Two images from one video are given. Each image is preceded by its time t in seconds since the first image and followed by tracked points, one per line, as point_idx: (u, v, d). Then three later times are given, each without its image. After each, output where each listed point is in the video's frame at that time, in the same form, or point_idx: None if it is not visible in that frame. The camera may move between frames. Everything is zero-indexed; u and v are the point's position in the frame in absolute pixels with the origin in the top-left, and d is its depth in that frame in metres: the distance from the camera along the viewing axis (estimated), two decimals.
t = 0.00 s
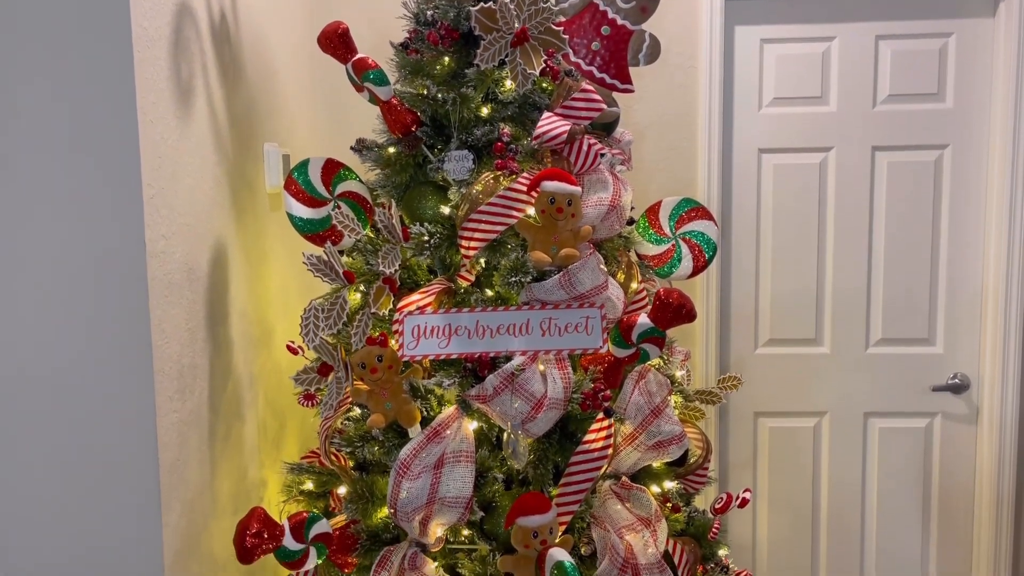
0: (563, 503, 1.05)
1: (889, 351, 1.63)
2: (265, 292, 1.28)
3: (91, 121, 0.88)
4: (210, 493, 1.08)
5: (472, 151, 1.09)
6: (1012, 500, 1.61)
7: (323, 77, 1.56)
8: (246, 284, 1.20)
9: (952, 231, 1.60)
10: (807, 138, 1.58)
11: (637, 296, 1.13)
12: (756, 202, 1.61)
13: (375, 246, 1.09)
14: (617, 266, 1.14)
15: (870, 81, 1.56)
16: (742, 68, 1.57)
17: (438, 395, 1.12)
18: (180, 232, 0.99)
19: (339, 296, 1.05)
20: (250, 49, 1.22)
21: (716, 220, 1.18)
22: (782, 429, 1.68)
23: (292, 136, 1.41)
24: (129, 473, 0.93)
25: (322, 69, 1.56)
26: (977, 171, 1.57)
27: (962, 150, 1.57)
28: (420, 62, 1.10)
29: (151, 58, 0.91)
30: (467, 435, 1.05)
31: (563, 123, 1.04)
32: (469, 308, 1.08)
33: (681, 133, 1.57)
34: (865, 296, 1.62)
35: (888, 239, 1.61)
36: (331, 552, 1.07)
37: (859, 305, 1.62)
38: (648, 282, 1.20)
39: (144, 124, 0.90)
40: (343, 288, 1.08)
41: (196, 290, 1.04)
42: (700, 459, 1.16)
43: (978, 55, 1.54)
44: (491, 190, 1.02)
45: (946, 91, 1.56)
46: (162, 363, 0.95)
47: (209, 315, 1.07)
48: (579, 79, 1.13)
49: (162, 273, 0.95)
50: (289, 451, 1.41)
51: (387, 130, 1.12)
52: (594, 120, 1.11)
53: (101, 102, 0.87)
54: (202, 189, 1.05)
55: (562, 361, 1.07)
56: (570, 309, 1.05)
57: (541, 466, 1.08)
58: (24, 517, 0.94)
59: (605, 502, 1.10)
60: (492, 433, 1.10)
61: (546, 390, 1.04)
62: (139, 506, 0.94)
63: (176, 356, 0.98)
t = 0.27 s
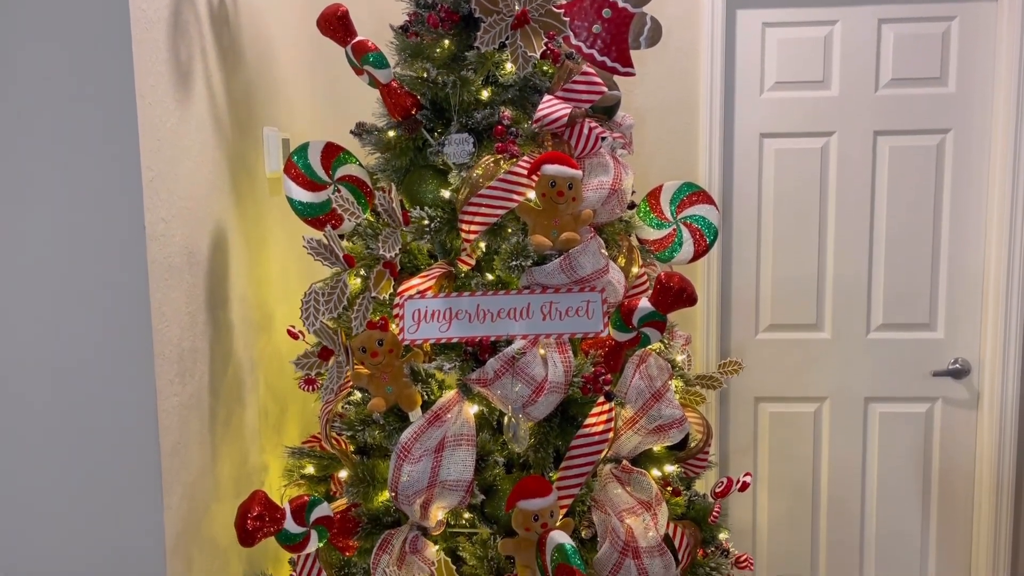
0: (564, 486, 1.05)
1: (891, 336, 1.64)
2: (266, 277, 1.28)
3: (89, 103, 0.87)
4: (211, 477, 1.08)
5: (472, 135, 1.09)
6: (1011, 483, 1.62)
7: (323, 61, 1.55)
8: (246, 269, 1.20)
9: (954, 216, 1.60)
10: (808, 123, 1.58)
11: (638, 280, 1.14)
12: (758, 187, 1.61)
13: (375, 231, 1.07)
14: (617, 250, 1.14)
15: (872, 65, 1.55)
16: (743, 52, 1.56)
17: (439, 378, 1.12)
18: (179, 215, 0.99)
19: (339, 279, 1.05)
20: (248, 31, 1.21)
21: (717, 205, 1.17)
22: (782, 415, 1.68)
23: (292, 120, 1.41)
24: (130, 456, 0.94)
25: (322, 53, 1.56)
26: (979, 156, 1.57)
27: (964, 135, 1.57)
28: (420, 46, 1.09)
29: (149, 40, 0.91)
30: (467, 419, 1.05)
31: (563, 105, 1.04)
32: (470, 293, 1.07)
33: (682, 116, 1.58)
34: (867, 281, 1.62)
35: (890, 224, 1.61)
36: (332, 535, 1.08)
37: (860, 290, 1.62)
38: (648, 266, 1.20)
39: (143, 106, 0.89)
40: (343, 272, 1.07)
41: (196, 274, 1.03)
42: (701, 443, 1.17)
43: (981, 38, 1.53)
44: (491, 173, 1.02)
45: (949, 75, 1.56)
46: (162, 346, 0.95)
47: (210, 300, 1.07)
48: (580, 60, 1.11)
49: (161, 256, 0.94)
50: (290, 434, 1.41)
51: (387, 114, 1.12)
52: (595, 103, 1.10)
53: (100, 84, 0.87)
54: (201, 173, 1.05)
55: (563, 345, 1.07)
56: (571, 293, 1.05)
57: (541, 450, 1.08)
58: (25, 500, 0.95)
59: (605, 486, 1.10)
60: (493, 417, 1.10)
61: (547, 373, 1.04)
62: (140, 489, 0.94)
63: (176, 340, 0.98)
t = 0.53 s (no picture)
0: (564, 470, 1.05)
1: (891, 322, 1.64)
2: (266, 262, 1.28)
3: (88, 86, 0.87)
4: (212, 462, 1.08)
5: (473, 119, 1.09)
6: (1011, 468, 1.62)
7: (323, 45, 1.55)
8: (246, 254, 1.20)
9: (956, 202, 1.59)
10: (810, 108, 1.58)
11: (639, 265, 1.13)
12: (759, 172, 1.60)
13: (375, 216, 1.06)
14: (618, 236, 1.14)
15: (874, 50, 1.55)
16: (745, 37, 1.56)
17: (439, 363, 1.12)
18: (179, 199, 0.99)
19: (339, 264, 1.05)
20: (248, 15, 1.21)
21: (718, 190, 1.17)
22: (782, 401, 1.69)
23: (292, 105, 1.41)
24: (131, 439, 0.94)
25: (322, 37, 1.55)
26: (981, 142, 1.57)
27: (966, 120, 1.56)
28: (420, 29, 1.09)
29: (147, 22, 0.90)
30: (468, 403, 1.05)
31: (564, 89, 1.04)
32: (470, 278, 1.07)
33: (683, 102, 1.57)
34: (868, 266, 1.62)
35: (891, 210, 1.60)
36: (334, 519, 1.08)
37: (862, 276, 1.63)
38: (648, 251, 1.19)
39: (142, 89, 0.89)
40: (344, 257, 1.08)
41: (196, 258, 1.03)
42: (702, 428, 1.17)
43: (984, 23, 1.53)
44: (492, 157, 1.02)
45: (951, 60, 1.55)
46: (162, 331, 0.95)
47: (210, 285, 1.07)
48: (580, 43, 1.09)
49: (161, 240, 0.94)
50: (291, 419, 1.41)
51: (386, 98, 1.11)
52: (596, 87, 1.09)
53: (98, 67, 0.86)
54: (201, 157, 1.05)
55: (563, 329, 1.06)
56: (572, 278, 1.05)
57: (541, 434, 1.08)
58: (27, 484, 0.95)
59: (606, 470, 1.10)
60: (493, 401, 1.10)
61: (547, 358, 1.04)
62: (141, 472, 0.94)
63: (176, 324, 0.98)
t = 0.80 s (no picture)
0: (564, 455, 1.06)
1: (892, 309, 1.64)
2: (266, 248, 1.28)
3: (87, 69, 0.87)
4: (213, 447, 1.08)
5: (473, 103, 1.09)
6: (1011, 453, 1.63)
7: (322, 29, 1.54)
8: (246, 240, 1.20)
9: (957, 188, 1.59)
10: (812, 93, 1.57)
11: (640, 251, 1.14)
12: (760, 158, 1.60)
13: (375, 201, 1.07)
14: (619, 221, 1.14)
15: (877, 34, 1.54)
16: (746, 23, 1.56)
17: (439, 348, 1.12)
18: (179, 183, 0.98)
19: (339, 249, 1.04)
20: None
21: (719, 175, 1.17)
22: (782, 387, 1.69)
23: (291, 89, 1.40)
24: (133, 423, 0.94)
25: (321, 22, 1.55)
26: (984, 127, 1.56)
27: (969, 106, 1.56)
28: (420, 12, 1.09)
29: (146, 4, 0.90)
30: (468, 388, 1.05)
31: (565, 73, 1.03)
32: (471, 263, 1.07)
33: (684, 88, 1.57)
34: (869, 252, 1.62)
35: (893, 196, 1.60)
36: (334, 503, 1.09)
37: (863, 261, 1.63)
38: (648, 237, 1.19)
39: (141, 72, 0.89)
40: (344, 242, 1.07)
41: (196, 243, 1.03)
42: (702, 413, 1.17)
43: (988, 8, 1.52)
44: (492, 142, 1.02)
45: (954, 45, 1.54)
46: (163, 315, 0.95)
47: (210, 270, 1.07)
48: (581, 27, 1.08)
49: (161, 224, 0.94)
50: (292, 404, 1.42)
51: (386, 82, 1.12)
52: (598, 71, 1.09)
53: (97, 48, 0.86)
54: (201, 141, 1.04)
55: (564, 314, 1.06)
56: (572, 263, 1.04)
57: (542, 419, 1.08)
58: (28, 468, 0.95)
59: (606, 455, 1.10)
60: (494, 386, 1.10)
61: (547, 343, 1.03)
62: (143, 456, 0.95)
63: (177, 308, 0.98)
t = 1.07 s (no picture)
0: (565, 441, 1.06)
1: (894, 296, 1.65)
2: (267, 234, 1.28)
3: (86, 52, 0.86)
4: (214, 432, 1.08)
5: (474, 88, 1.08)
6: (1011, 439, 1.65)
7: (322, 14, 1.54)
8: (247, 226, 1.20)
9: (960, 175, 1.59)
10: (815, 79, 1.57)
11: (641, 237, 1.13)
12: (763, 145, 1.60)
13: (376, 186, 1.07)
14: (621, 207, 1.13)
15: (881, 20, 1.54)
16: (749, 9, 1.55)
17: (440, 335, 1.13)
18: (178, 168, 0.98)
19: (341, 235, 1.04)
20: None
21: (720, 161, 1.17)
22: (782, 373, 1.71)
23: (291, 74, 1.40)
24: (134, 409, 0.94)
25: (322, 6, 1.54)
26: (987, 114, 1.56)
27: (973, 92, 1.56)
28: None
29: None
30: (470, 374, 1.05)
31: (567, 58, 1.02)
32: (472, 249, 1.06)
33: (686, 74, 1.56)
34: (871, 238, 1.63)
35: (895, 183, 1.61)
36: (335, 489, 1.09)
37: (865, 246, 1.63)
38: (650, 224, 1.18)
39: (140, 56, 0.88)
40: (345, 227, 1.06)
41: (197, 229, 1.03)
42: (703, 399, 1.17)
43: None
44: (493, 127, 1.01)
45: (958, 30, 1.54)
46: (163, 300, 0.94)
47: (211, 256, 1.07)
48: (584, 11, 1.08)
49: (161, 209, 0.94)
50: (293, 390, 1.42)
51: (387, 66, 1.11)
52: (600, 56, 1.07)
53: (96, 32, 0.85)
54: (201, 126, 1.04)
55: (565, 300, 1.06)
56: (574, 249, 1.04)
57: (543, 406, 1.08)
58: (31, 453, 0.95)
59: (608, 441, 1.10)
60: (494, 372, 1.10)
61: (549, 329, 1.03)
62: (144, 441, 0.95)
63: (177, 294, 0.98)
